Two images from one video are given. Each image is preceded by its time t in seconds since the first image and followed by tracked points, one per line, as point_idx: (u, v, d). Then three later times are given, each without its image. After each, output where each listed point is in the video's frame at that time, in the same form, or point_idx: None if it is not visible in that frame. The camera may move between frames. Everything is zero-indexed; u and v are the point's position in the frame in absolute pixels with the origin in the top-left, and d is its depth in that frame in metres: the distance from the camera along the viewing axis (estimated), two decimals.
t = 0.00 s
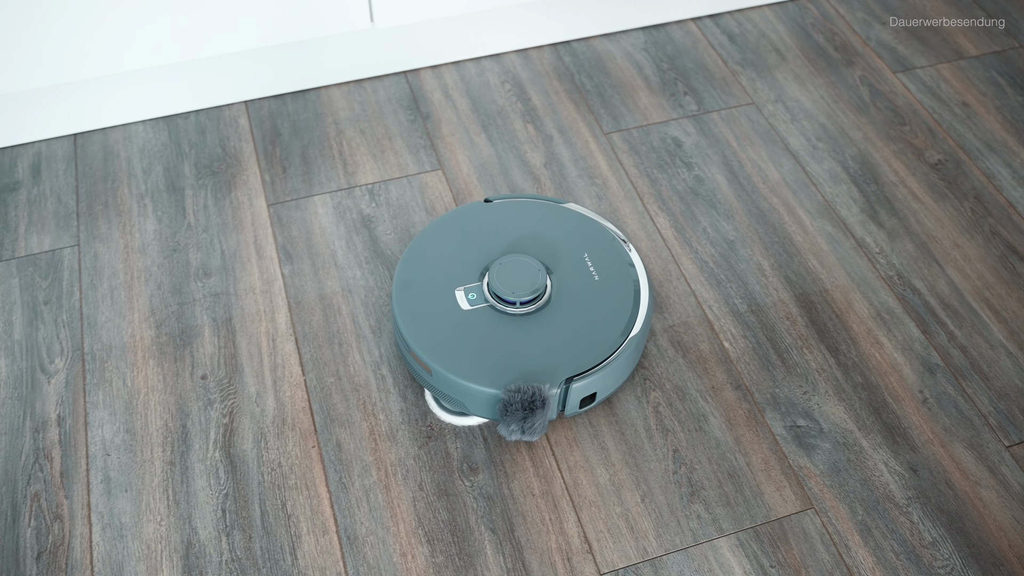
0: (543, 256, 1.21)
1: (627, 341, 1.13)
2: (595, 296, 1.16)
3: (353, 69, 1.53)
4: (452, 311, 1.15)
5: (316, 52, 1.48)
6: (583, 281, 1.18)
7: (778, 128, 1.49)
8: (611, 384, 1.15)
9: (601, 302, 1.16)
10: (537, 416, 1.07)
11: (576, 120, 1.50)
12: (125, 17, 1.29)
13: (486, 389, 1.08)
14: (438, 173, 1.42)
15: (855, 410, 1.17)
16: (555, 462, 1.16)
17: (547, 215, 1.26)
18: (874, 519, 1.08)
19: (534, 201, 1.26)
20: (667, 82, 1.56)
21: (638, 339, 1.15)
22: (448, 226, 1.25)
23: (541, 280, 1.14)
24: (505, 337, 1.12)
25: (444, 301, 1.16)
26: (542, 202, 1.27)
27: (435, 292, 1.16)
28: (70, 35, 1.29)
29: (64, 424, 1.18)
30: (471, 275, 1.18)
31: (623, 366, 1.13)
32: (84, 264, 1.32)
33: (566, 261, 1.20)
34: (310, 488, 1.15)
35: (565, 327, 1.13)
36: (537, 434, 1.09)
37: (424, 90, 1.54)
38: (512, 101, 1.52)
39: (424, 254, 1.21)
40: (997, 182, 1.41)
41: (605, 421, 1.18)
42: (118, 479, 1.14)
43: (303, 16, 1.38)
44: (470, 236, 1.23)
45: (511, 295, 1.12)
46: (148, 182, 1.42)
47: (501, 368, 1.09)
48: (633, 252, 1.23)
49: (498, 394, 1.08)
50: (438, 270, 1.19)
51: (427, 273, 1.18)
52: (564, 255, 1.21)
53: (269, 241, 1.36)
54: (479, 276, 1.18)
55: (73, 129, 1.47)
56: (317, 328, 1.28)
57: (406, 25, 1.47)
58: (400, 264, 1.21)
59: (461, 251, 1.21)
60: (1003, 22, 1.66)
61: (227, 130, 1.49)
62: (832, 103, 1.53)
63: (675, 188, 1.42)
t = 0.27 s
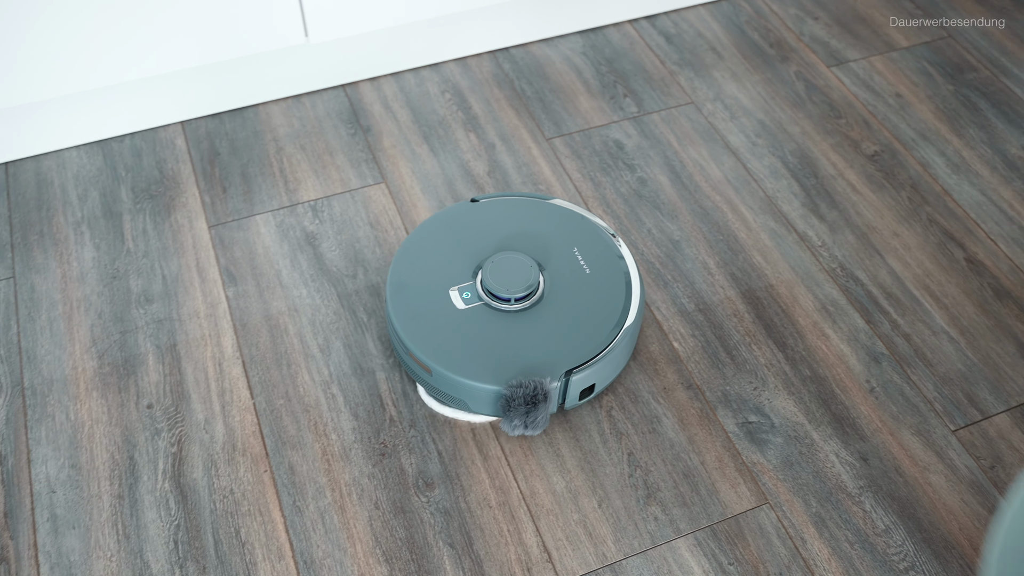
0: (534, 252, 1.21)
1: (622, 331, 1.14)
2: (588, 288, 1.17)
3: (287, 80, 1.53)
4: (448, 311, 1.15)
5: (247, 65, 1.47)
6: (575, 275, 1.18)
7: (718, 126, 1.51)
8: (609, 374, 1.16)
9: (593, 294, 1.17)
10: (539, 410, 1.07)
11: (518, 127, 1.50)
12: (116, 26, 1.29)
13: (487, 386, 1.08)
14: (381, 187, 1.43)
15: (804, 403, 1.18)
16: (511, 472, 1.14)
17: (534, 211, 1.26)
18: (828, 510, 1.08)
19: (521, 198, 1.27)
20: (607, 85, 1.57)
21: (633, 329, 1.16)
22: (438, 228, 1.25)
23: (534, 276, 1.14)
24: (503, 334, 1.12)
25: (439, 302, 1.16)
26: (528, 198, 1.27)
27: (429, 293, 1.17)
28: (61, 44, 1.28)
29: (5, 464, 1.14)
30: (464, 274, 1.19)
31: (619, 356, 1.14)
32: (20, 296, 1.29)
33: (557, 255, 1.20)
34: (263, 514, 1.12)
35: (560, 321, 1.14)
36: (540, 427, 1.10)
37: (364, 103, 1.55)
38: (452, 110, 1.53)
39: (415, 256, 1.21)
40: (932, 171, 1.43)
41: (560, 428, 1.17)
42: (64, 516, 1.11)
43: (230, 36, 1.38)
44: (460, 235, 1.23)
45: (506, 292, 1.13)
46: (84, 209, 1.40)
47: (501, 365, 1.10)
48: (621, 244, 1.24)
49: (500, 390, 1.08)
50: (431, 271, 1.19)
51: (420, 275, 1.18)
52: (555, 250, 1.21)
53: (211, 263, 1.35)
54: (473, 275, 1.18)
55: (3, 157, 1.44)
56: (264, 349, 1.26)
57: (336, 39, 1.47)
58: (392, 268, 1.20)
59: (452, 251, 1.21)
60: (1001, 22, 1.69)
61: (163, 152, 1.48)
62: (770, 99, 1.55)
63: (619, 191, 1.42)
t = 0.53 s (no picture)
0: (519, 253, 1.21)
1: (615, 325, 1.14)
2: (576, 286, 1.17)
3: (212, 112, 1.52)
4: (440, 319, 1.13)
5: (170, 101, 1.46)
6: (562, 273, 1.18)
7: (648, 131, 1.52)
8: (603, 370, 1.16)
9: (582, 292, 1.17)
10: (540, 409, 1.07)
11: (450, 145, 1.50)
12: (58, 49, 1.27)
13: (488, 390, 1.07)
14: (317, 215, 1.42)
15: (755, 400, 1.19)
16: (471, 495, 1.13)
17: (514, 214, 1.26)
18: (787, 505, 1.10)
19: (500, 202, 1.26)
20: (535, 97, 1.57)
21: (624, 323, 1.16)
22: (419, 236, 1.23)
23: (523, 277, 1.14)
24: (497, 337, 1.11)
25: (430, 310, 1.14)
26: (507, 201, 1.27)
27: (419, 301, 1.15)
28: None
29: None
30: (452, 281, 1.17)
31: (613, 350, 1.15)
32: None
33: (542, 256, 1.20)
34: (221, 560, 1.08)
35: (553, 320, 1.13)
36: (541, 426, 1.10)
37: (293, 130, 1.54)
38: (383, 132, 1.53)
39: (400, 266, 1.19)
40: (858, 162, 1.47)
41: (516, 446, 1.16)
42: None
43: (148, 72, 1.37)
44: (443, 242, 1.22)
45: (498, 295, 1.12)
46: (7, 259, 1.34)
47: (499, 367, 1.09)
48: (603, 241, 1.25)
49: (501, 393, 1.07)
50: (418, 281, 1.17)
51: (408, 284, 1.16)
52: (539, 251, 1.21)
53: (147, 305, 1.31)
54: (461, 280, 1.17)
55: None
56: (209, 391, 1.22)
57: (262, 66, 1.47)
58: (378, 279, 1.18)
59: (437, 259, 1.20)
60: (1003, 22, 1.73)
61: (88, 194, 1.44)
62: (696, 101, 1.57)
63: (556, 202, 1.41)
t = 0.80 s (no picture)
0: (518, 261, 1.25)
1: (620, 319, 1.19)
2: (578, 286, 1.22)
3: (151, 164, 1.48)
4: (451, 332, 1.17)
5: (107, 158, 1.43)
6: (562, 275, 1.23)
7: (592, 145, 1.54)
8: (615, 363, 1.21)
9: (584, 291, 1.21)
10: (561, 408, 1.11)
11: (397, 176, 1.50)
12: None
13: (508, 395, 1.11)
14: (270, 260, 1.40)
15: (727, 402, 1.21)
16: (459, 528, 1.12)
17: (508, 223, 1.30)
18: (770, 501, 1.12)
19: (493, 213, 1.30)
20: (477, 120, 1.58)
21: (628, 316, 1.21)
22: (419, 255, 1.27)
23: (526, 283, 1.19)
24: (510, 343, 1.16)
25: (440, 325, 1.18)
26: (499, 211, 1.31)
27: (428, 318, 1.19)
28: None
29: None
30: (458, 294, 1.21)
31: (622, 343, 1.20)
32: None
33: (541, 261, 1.25)
34: None
35: (560, 321, 1.18)
36: (564, 425, 1.14)
37: (235, 176, 1.52)
38: (328, 169, 1.52)
39: (405, 285, 1.23)
40: (798, 157, 1.51)
41: (499, 473, 1.16)
42: None
43: (82, 131, 1.33)
44: (444, 257, 1.26)
45: (505, 303, 1.16)
46: None
47: (515, 372, 1.13)
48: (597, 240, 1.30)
49: (521, 396, 1.11)
50: (424, 297, 1.21)
51: (415, 302, 1.20)
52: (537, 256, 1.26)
53: (104, 369, 1.27)
54: (466, 292, 1.21)
55: None
56: (179, 451, 1.19)
57: (198, 112, 1.43)
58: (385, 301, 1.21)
59: (440, 275, 1.24)
60: (1002, 22, 1.78)
61: (30, 260, 1.39)
62: (635, 110, 1.59)
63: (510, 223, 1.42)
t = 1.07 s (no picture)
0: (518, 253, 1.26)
1: (622, 303, 1.21)
2: (578, 273, 1.23)
3: (99, 193, 1.44)
4: (457, 326, 1.18)
5: (51, 190, 1.38)
6: (562, 264, 1.24)
7: (548, 152, 1.53)
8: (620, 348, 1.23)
9: (585, 278, 1.23)
10: (572, 394, 1.13)
11: (353, 192, 1.47)
12: None
13: (520, 385, 1.12)
14: (227, 284, 1.36)
15: (699, 405, 1.21)
16: (437, 549, 1.09)
17: (503, 216, 1.31)
18: (747, 503, 1.12)
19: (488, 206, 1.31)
20: (431, 132, 1.56)
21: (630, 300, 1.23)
22: (418, 251, 1.27)
23: (527, 274, 1.20)
24: (516, 333, 1.17)
25: (446, 319, 1.19)
26: (494, 205, 1.32)
27: (433, 314, 1.19)
28: None
29: None
30: (460, 288, 1.22)
31: (625, 328, 1.21)
32: None
33: (539, 251, 1.26)
34: None
35: (564, 309, 1.19)
36: (575, 411, 1.16)
37: (186, 200, 1.48)
38: (281, 188, 1.49)
39: (406, 281, 1.23)
40: (754, 155, 1.52)
41: (473, 490, 1.14)
42: None
43: (22, 166, 1.28)
44: (443, 252, 1.26)
45: (508, 294, 1.17)
46: None
47: (525, 361, 1.14)
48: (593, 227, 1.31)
49: (532, 385, 1.12)
50: (427, 293, 1.21)
51: (419, 298, 1.21)
52: (536, 247, 1.27)
53: (60, 407, 1.22)
54: (468, 286, 1.22)
55: None
56: (143, 488, 1.15)
57: (144, 138, 1.39)
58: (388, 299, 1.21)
59: (440, 269, 1.24)
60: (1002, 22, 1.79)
61: None
62: (590, 115, 1.59)
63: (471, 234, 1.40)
